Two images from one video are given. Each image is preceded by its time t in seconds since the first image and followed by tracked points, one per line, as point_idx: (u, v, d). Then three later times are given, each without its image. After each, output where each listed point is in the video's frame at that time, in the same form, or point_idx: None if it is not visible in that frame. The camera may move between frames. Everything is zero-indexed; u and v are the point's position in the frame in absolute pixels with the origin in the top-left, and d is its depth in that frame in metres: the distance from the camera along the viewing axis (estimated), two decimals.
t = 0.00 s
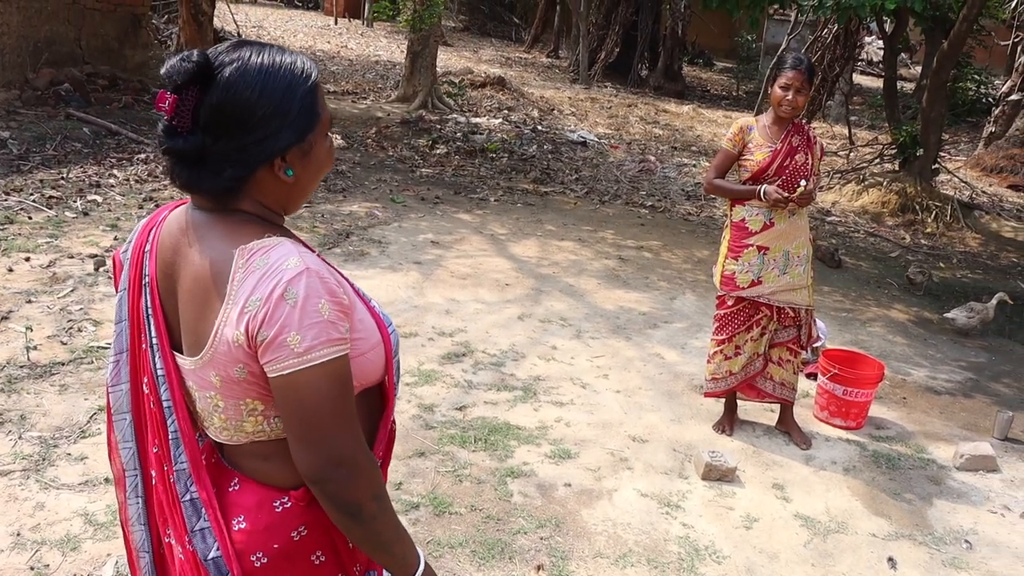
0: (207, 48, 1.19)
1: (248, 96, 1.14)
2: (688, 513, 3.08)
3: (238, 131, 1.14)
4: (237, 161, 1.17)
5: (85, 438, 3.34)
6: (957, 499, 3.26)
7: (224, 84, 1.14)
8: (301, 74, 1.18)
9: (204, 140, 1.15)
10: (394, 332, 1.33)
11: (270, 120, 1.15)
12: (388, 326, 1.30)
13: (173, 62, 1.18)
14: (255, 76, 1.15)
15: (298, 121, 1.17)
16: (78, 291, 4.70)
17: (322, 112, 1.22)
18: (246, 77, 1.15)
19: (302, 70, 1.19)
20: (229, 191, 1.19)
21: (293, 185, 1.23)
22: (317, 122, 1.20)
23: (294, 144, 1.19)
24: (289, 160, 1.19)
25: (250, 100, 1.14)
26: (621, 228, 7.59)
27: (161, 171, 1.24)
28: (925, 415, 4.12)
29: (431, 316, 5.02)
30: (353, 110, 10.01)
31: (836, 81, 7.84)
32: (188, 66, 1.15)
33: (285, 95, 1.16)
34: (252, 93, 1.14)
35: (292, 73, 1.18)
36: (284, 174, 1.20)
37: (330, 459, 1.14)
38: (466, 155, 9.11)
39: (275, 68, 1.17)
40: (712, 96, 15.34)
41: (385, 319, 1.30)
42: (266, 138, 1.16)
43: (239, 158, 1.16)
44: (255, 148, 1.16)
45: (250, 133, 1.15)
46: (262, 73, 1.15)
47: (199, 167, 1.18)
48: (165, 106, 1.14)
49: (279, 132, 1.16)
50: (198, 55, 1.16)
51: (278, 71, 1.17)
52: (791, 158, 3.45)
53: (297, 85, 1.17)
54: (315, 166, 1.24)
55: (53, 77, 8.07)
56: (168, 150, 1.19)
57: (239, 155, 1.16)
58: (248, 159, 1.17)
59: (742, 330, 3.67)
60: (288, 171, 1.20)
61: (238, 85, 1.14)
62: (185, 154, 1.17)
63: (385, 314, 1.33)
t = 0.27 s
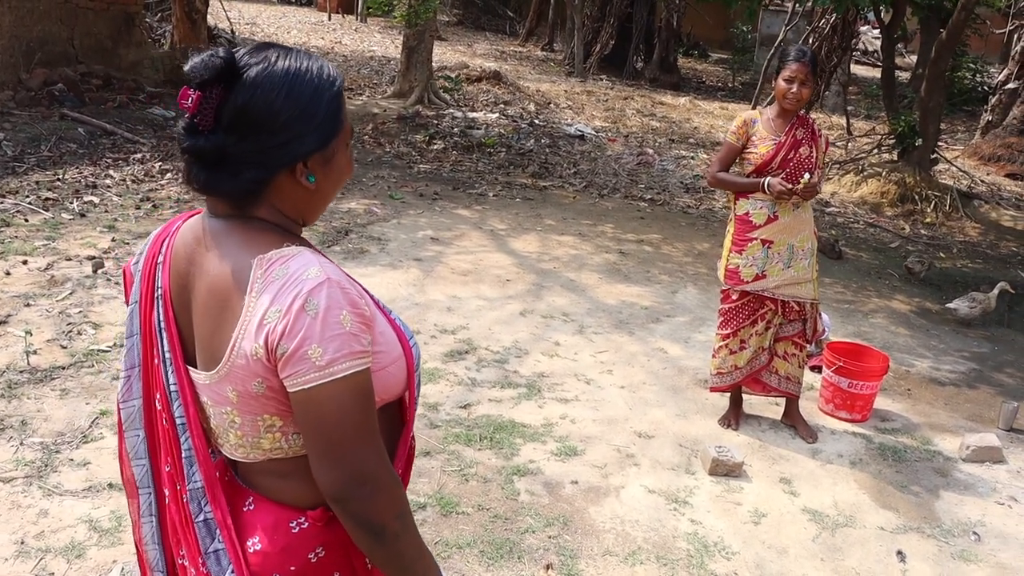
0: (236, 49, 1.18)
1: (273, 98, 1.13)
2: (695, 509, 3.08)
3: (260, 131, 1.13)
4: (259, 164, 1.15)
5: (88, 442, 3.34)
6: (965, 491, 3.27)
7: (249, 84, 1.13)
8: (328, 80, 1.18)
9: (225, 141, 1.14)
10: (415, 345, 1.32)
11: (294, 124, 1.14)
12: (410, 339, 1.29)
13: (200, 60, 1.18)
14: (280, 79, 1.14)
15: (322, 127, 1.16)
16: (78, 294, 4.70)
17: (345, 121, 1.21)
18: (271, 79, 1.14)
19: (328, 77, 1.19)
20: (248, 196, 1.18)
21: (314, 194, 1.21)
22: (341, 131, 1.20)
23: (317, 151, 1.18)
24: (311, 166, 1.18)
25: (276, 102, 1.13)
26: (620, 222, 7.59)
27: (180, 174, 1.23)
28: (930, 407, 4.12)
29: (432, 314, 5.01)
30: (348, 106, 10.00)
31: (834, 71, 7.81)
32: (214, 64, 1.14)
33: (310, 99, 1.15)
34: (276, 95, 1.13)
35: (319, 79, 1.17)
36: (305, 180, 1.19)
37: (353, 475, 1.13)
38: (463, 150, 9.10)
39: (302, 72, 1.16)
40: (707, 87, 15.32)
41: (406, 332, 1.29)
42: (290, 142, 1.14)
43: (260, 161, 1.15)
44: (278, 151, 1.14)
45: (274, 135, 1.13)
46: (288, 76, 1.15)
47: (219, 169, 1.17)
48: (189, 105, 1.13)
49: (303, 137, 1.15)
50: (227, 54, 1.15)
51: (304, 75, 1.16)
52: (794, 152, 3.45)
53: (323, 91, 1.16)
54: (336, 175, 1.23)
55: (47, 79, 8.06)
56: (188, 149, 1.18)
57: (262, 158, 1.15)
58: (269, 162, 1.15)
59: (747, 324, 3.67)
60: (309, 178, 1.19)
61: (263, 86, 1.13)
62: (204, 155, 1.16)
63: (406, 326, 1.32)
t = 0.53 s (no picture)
0: (239, 58, 1.14)
1: (281, 108, 1.09)
2: (679, 512, 3.06)
3: (268, 144, 1.09)
4: (266, 180, 1.11)
5: (56, 456, 3.23)
6: (944, 487, 3.30)
7: (255, 95, 1.09)
8: (337, 89, 1.14)
9: (230, 154, 1.10)
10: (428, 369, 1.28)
11: (304, 136, 1.10)
12: (422, 363, 1.26)
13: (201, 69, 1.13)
14: (289, 88, 1.10)
15: (332, 139, 1.13)
16: (40, 302, 4.56)
17: (354, 133, 1.17)
18: (278, 87, 1.10)
19: (337, 86, 1.15)
20: (254, 213, 1.14)
21: (322, 209, 1.18)
22: (350, 142, 1.16)
23: (326, 165, 1.14)
24: (319, 181, 1.14)
25: (284, 113, 1.09)
26: (590, 222, 7.58)
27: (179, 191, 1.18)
28: (905, 404, 4.16)
29: (405, 318, 4.95)
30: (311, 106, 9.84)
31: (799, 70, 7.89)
32: (220, 74, 1.10)
33: (320, 110, 1.11)
34: (285, 105, 1.09)
35: (328, 88, 1.13)
36: (313, 196, 1.15)
37: (366, 509, 1.10)
38: (429, 151, 9.03)
39: (311, 82, 1.12)
40: (669, 86, 15.41)
41: (418, 356, 1.25)
42: (298, 155, 1.10)
43: (267, 176, 1.11)
44: (286, 165, 1.10)
45: (282, 147, 1.09)
46: (296, 85, 1.11)
47: (223, 186, 1.12)
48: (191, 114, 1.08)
49: (313, 149, 1.11)
50: (230, 63, 1.11)
51: (312, 83, 1.12)
52: (771, 151, 3.46)
53: (332, 102, 1.12)
54: (345, 189, 1.19)
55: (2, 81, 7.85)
56: (188, 163, 1.13)
57: (269, 172, 1.10)
58: (277, 178, 1.11)
59: (727, 325, 3.67)
60: (318, 193, 1.15)
61: (269, 97, 1.09)
62: (207, 170, 1.11)
63: (417, 349, 1.28)
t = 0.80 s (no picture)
0: (282, 70, 1.14)
1: (330, 119, 1.09)
2: (693, 505, 3.07)
3: (320, 156, 1.09)
4: (316, 194, 1.11)
5: (55, 490, 3.18)
6: (952, 463, 3.34)
7: (303, 106, 1.09)
8: (381, 97, 1.14)
9: (279, 170, 1.10)
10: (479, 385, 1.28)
11: (354, 148, 1.10)
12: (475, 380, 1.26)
13: (245, 84, 1.14)
14: (336, 97, 1.10)
15: (381, 150, 1.13)
16: (24, 334, 4.50)
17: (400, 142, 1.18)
18: (325, 100, 1.10)
19: (383, 96, 1.15)
20: (304, 233, 1.14)
21: (370, 224, 1.18)
22: (397, 153, 1.16)
23: (376, 176, 1.14)
24: (369, 196, 1.15)
25: (334, 125, 1.09)
26: (569, 218, 7.58)
27: (225, 211, 1.18)
28: (904, 381, 4.21)
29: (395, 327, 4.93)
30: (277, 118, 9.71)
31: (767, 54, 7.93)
32: (265, 90, 1.10)
33: (368, 120, 1.11)
34: (334, 115, 1.09)
35: (374, 99, 1.13)
36: (363, 209, 1.15)
37: (435, 540, 1.10)
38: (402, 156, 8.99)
39: (355, 89, 1.12)
40: (632, 77, 15.45)
41: (470, 374, 1.25)
42: (348, 168, 1.11)
43: (319, 190, 1.11)
44: (337, 178, 1.10)
45: (332, 161, 1.09)
46: (343, 97, 1.11)
47: (273, 204, 1.12)
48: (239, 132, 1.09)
49: (362, 162, 1.11)
50: (275, 75, 1.12)
51: (359, 94, 1.12)
52: (759, 137, 3.48)
53: (377, 111, 1.13)
54: (392, 201, 1.19)
55: None
56: (237, 182, 1.13)
57: (319, 187, 1.11)
58: (329, 192, 1.11)
59: (725, 315, 3.69)
60: (367, 206, 1.15)
61: (317, 108, 1.09)
62: (257, 188, 1.11)
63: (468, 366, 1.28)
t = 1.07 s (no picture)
0: (286, 68, 1.11)
1: (345, 115, 1.06)
2: (675, 493, 3.07)
3: (338, 154, 1.06)
4: (336, 195, 1.08)
5: (25, 505, 3.08)
6: (926, 441, 3.40)
7: (316, 103, 1.06)
8: (391, 89, 1.12)
9: (294, 172, 1.06)
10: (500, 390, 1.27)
11: (371, 144, 1.08)
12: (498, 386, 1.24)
13: (250, 87, 1.10)
14: (349, 93, 1.07)
15: (397, 145, 1.11)
16: None
17: (411, 138, 1.16)
18: (336, 97, 1.07)
19: (393, 89, 1.13)
20: (324, 236, 1.11)
21: (387, 223, 1.15)
22: (409, 147, 1.14)
23: (394, 172, 1.12)
24: (388, 193, 1.13)
25: (348, 123, 1.06)
26: (533, 210, 7.56)
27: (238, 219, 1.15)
28: (874, 361, 4.28)
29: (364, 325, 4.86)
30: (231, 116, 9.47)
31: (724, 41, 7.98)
32: (273, 90, 1.07)
33: (382, 114, 1.09)
34: (349, 113, 1.07)
35: (384, 92, 1.11)
36: (382, 207, 1.13)
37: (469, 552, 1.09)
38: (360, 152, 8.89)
39: (366, 83, 1.10)
40: (585, 66, 15.46)
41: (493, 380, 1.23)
42: (366, 165, 1.08)
43: (338, 191, 1.08)
44: (355, 176, 1.08)
45: (350, 159, 1.07)
46: (355, 92, 1.08)
47: (290, 209, 1.09)
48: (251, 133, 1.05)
49: (379, 158, 1.09)
50: (282, 74, 1.08)
51: (368, 87, 1.09)
52: (727, 123, 3.49)
53: (392, 104, 1.10)
54: (408, 198, 1.17)
55: None
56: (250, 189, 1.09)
57: (339, 186, 1.08)
58: (349, 191, 1.09)
59: (699, 301, 3.70)
60: (386, 204, 1.13)
61: (331, 104, 1.06)
62: (271, 194, 1.08)
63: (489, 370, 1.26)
